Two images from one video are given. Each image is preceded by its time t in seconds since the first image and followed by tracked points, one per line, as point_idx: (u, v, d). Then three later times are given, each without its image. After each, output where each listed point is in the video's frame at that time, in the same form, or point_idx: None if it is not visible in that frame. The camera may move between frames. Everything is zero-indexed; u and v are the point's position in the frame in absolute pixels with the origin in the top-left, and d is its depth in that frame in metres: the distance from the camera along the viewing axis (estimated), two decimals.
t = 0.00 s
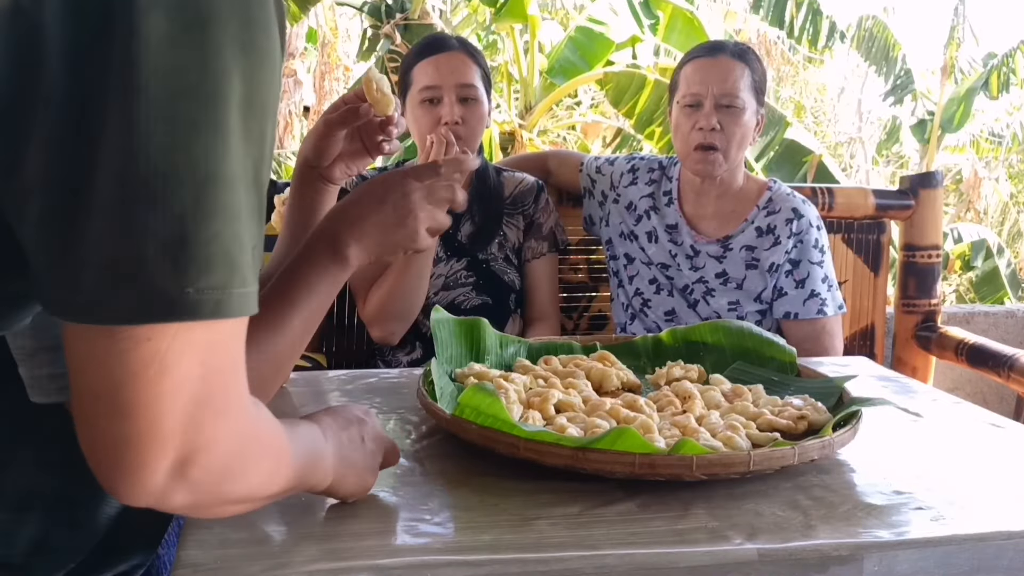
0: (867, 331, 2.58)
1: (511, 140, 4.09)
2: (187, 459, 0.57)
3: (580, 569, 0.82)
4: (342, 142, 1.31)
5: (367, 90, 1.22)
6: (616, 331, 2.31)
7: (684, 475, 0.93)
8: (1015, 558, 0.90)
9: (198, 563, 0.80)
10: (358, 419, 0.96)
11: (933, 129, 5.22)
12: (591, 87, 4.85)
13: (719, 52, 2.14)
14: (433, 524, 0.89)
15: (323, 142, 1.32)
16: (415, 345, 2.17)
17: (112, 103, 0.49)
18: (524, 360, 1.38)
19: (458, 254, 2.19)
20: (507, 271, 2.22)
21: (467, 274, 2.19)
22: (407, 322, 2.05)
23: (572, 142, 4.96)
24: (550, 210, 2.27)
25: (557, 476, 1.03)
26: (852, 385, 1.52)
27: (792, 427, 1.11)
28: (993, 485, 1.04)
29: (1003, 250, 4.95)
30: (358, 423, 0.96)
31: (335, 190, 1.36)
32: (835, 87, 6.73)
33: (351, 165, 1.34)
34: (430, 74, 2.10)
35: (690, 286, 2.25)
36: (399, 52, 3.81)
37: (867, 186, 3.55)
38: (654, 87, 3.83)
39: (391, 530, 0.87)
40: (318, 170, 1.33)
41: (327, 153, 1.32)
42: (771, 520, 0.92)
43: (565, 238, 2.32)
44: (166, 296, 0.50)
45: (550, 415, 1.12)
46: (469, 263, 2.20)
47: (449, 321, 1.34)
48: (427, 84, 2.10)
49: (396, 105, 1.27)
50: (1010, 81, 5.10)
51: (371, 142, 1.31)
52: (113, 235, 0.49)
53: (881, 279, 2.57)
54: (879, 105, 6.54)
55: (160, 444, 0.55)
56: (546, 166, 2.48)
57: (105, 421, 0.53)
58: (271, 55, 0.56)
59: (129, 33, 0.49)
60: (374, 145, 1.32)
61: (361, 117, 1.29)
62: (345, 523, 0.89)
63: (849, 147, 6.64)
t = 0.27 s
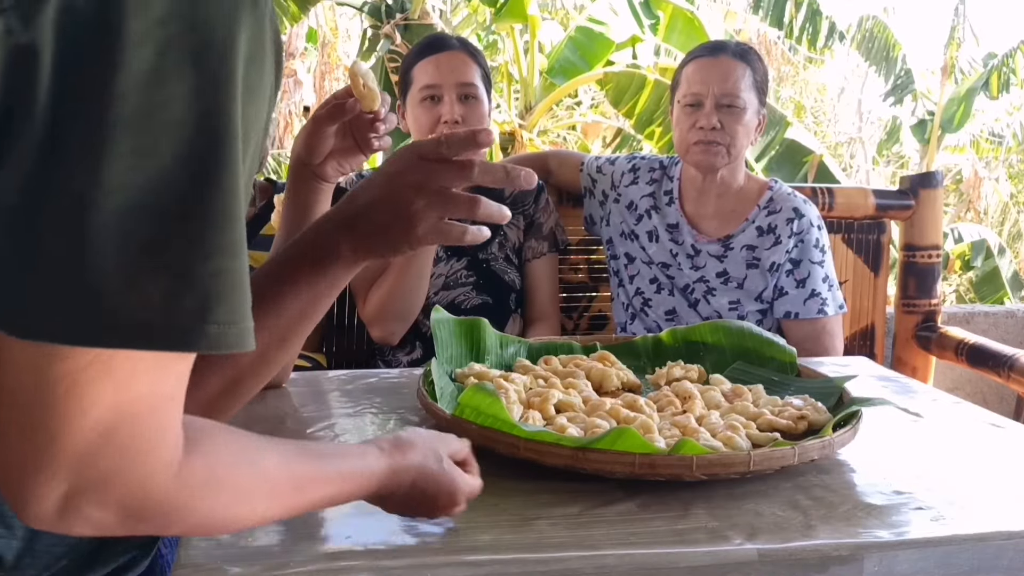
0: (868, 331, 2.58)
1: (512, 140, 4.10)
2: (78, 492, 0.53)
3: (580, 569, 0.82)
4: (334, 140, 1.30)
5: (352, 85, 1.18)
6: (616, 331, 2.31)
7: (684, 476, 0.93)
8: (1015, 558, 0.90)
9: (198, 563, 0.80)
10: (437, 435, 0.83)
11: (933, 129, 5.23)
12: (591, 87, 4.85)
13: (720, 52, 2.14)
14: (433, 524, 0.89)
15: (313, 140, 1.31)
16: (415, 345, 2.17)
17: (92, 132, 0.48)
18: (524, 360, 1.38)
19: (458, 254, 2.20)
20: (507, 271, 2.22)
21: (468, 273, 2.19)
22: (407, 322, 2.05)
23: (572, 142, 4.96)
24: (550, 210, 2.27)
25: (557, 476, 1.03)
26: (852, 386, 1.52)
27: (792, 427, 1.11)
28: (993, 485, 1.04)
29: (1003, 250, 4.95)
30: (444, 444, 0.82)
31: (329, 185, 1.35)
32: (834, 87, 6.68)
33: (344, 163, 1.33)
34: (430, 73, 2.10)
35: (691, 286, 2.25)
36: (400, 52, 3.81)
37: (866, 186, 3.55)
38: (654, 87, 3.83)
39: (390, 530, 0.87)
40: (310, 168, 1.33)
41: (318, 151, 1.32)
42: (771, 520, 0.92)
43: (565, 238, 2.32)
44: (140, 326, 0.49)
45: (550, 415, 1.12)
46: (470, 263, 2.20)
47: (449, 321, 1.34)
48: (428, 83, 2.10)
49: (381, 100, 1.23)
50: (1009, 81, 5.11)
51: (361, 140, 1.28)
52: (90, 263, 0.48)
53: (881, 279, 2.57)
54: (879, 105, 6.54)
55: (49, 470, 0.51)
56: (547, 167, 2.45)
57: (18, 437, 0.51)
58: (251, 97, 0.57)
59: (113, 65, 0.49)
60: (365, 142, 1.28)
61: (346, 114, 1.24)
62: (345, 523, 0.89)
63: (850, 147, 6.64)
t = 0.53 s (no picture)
0: (867, 331, 2.58)
1: (512, 140, 4.09)
2: (46, 526, 0.50)
3: (580, 569, 0.82)
4: (331, 138, 1.30)
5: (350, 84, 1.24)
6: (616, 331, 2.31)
7: (684, 475, 0.93)
8: (1015, 558, 0.90)
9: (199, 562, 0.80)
10: (509, 442, 0.72)
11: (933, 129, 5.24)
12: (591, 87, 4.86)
13: (721, 51, 2.14)
14: (433, 524, 0.89)
15: (309, 139, 1.30)
16: (415, 345, 2.17)
17: (57, 152, 0.46)
18: (524, 360, 1.38)
19: (458, 254, 2.20)
20: (507, 271, 2.22)
21: (468, 274, 2.19)
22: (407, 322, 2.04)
23: (573, 142, 4.97)
24: (550, 210, 2.26)
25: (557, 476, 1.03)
26: (852, 386, 1.52)
27: (792, 427, 1.11)
28: (993, 485, 1.04)
29: (1003, 250, 4.95)
30: (519, 457, 0.71)
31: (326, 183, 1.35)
32: (835, 87, 6.72)
33: (341, 162, 1.33)
34: (430, 73, 2.10)
35: (691, 285, 2.25)
36: (400, 52, 3.81)
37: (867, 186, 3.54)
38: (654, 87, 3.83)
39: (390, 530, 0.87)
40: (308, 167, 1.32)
41: (315, 149, 1.30)
42: (771, 520, 0.92)
43: (565, 238, 2.31)
44: (89, 353, 0.45)
45: (550, 415, 1.12)
46: (469, 263, 2.20)
47: (449, 321, 1.34)
48: (427, 83, 2.10)
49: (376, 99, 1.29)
50: (1010, 82, 5.11)
51: (358, 136, 1.31)
52: (45, 288, 0.45)
53: (881, 279, 2.57)
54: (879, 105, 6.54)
55: (14, 500, 0.49)
56: (547, 166, 2.47)
57: None
58: (241, 117, 0.52)
59: (82, 85, 0.46)
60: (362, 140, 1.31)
61: (344, 111, 1.30)
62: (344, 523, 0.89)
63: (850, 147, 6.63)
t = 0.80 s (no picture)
0: (868, 331, 2.58)
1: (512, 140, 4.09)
2: None
3: (580, 570, 0.82)
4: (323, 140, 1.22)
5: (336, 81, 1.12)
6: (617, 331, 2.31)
7: (684, 476, 0.93)
8: (1015, 558, 0.90)
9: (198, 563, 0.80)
10: (479, 343, 0.77)
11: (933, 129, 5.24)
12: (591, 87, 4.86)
13: (723, 51, 2.14)
14: (433, 524, 0.89)
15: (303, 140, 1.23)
16: (415, 345, 2.17)
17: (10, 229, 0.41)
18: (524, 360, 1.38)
19: (457, 254, 2.20)
20: (507, 271, 2.21)
21: (468, 274, 2.19)
22: (405, 322, 2.05)
23: (573, 142, 4.97)
24: (550, 210, 2.27)
25: (557, 476, 1.03)
26: (852, 386, 1.52)
27: (792, 427, 1.11)
28: (993, 485, 1.04)
29: (1003, 250, 4.95)
30: (490, 355, 0.75)
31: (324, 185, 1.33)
32: (834, 87, 6.67)
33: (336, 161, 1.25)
34: (430, 73, 2.09)
35: (691, 286, 2.25)
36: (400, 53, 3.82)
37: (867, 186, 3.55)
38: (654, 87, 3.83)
39: (390, 530, 0.87)
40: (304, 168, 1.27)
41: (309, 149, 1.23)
42: (771, 520, 0.92)
43: (565, 238, 2.31)
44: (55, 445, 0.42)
45: (550, 415, 1.12)
46: (469, 263, 2.20)
47: (449, 321, 1.34)
48: (427, 83, 2.10)
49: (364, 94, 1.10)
50: (1010, 82, 5.12)
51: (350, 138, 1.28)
52: (8, 375, 0.41)
53: (881, 279, 2.57)
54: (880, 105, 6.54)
55: None
56: (547, 166, 2.48)
57: None
58: (217, 186, 0.47)
59: (37, 146, 0.41)
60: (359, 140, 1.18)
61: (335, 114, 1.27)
62: (344, 523, 0.89)
63: (850, 147, 6.63)
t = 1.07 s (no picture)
0: (868, 331, 2.58)
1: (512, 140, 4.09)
2: None
3: (580, 570, 0.82)
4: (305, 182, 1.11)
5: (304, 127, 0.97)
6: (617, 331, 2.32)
7: (684, 476, 0.93)
8: (1015, 557, 0.90)
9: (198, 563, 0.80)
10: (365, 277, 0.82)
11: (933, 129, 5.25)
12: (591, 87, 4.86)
13: (724, 51, 2.14)
14: (434, 524, 0.89)
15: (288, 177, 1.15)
16: (415, 345, 2.17)
17: None
18: (524, 360, 1.38)
19: (457, 254, 2.19)
20: (507, 271, 2.22)
21: (467, 273, 2.19)
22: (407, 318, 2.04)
23: (573, 142, 4.97)
24: (550, 210, 2.27)
25: (557, 476, 1.03)
26: (852, 386, 1.52)
27: (792, 427, 1.11)
28: (992, 485, 1.04)
29: (1003, 250, 4.95)
30: (380, 282, 0.81)
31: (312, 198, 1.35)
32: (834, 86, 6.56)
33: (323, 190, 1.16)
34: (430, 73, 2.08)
35: (692, 285, 2.26)
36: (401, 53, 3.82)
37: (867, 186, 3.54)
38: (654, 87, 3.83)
39: (391, 530, 0.87)
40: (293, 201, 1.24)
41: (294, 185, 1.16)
42: (771, 520, 0.92)
43: (565, 238, 2.31)
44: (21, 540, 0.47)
45: (550, 415, 1.12)
46: (469, 263, 2.19)
47: (449, 321, 1.34)
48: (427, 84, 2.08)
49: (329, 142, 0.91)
50: (1010, 82, 5.13)
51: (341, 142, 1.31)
52: None
53: (882, 279, 2.57)
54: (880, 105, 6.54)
55: None
56: (547, 166, 2.48)
57: None
58: (169, 277, 0.51)
59: None
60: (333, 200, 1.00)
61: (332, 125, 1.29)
62: (344, 523, 0.89)
63: (850, 147, 6.62)
